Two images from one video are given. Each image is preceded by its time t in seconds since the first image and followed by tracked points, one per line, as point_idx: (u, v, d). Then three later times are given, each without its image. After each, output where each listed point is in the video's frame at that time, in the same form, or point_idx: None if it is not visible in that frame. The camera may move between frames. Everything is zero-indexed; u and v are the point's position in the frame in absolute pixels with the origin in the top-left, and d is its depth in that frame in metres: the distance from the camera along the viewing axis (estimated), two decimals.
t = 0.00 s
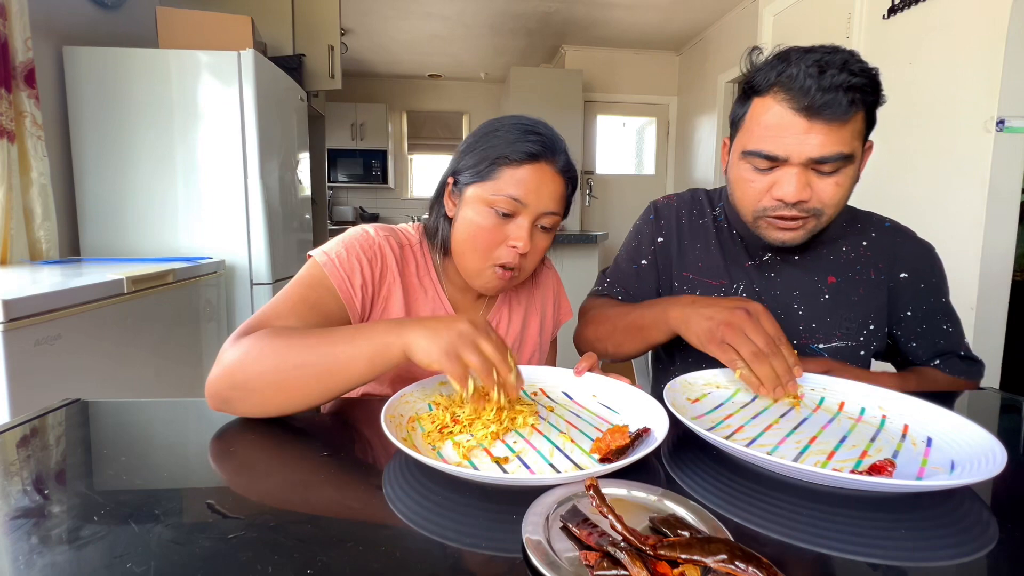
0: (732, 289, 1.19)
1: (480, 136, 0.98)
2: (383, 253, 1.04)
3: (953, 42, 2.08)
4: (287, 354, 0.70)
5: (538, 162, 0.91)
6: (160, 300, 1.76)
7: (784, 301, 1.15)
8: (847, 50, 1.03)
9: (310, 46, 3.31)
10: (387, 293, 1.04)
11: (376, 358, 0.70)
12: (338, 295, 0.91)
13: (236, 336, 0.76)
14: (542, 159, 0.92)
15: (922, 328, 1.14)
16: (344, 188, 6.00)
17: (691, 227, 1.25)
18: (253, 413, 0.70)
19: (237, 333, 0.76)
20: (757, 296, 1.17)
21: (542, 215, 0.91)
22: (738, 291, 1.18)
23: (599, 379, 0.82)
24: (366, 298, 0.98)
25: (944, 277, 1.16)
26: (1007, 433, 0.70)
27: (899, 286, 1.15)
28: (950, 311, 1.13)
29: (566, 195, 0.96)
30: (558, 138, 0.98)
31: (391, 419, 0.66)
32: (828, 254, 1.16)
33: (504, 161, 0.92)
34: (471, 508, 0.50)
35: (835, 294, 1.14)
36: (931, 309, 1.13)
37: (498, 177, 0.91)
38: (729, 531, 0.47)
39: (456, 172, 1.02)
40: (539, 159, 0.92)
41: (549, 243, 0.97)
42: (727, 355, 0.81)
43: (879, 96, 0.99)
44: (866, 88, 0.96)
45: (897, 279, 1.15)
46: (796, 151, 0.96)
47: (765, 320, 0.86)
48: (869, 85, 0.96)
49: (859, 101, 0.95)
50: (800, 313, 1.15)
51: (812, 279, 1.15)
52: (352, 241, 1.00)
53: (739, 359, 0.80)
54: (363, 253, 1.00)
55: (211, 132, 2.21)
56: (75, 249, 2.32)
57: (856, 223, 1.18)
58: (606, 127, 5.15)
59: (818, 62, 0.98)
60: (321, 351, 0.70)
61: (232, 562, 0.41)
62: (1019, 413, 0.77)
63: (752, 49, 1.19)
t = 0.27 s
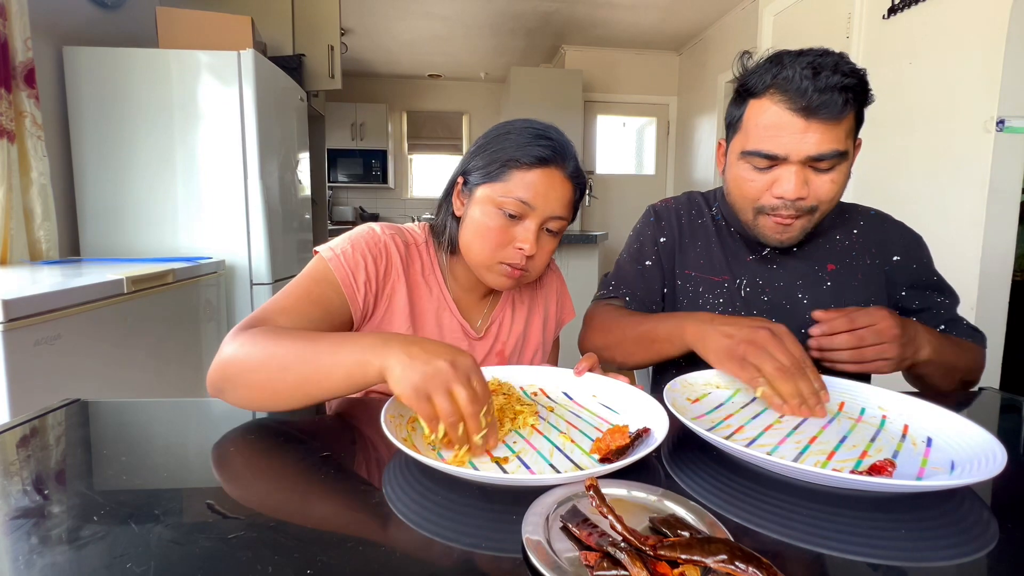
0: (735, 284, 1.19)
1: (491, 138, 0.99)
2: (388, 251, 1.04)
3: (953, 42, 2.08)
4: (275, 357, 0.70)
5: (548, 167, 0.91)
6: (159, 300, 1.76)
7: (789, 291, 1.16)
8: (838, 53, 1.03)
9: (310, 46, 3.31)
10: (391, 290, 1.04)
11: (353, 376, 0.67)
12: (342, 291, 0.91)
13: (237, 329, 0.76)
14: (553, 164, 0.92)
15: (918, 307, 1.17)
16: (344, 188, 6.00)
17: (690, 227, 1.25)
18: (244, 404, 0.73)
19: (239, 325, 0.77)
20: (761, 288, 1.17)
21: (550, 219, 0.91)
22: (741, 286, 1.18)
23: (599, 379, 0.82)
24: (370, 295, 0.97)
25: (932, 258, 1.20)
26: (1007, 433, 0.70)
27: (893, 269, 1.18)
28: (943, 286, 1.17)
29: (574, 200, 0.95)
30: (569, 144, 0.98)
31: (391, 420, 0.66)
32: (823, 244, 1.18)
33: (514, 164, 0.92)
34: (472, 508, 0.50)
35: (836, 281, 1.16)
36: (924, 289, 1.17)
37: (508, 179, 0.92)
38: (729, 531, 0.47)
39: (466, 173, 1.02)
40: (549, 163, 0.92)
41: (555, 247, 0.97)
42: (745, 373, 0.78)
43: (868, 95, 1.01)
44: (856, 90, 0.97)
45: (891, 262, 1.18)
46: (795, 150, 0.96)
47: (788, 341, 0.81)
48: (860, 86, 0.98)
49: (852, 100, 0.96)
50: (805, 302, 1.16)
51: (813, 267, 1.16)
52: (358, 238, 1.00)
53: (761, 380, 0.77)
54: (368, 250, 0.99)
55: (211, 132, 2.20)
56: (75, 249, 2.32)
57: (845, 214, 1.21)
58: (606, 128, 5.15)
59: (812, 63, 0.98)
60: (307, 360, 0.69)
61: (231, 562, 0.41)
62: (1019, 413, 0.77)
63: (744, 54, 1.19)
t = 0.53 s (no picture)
0: (730, 281, 1.19)
1: (494, 141, 0.99)
2: (398, 246, 1.04)
3: (953, 42, 2.08)
4: (336, 353, 0.67)
5: (551, 170, 0.92)
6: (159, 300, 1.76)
7: (784, 290, 1.15)
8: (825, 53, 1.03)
9: (310, 46, 3.31)
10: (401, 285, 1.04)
11: (428, 370, 0.66)
12: (365, 282, 0.91)
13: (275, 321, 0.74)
14: (555, 167, 0.92)
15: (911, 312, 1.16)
16: (344, 188, 6.00)
17: (688, 225, 1.25)
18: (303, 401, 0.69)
19: (276, 320, 0.74)
20: (755, 286, 1.17)
21: (552, 221, 0.91)
22: (736, 283, 1.18)
23: (600, 379, 0.82)
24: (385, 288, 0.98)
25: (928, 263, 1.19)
26: (1007, 433, 0.70)
27: (890, 271, 1.17)
28: (937, 297, 1.16)
29: (575, 202, 0.96)
30: (569, 147, 0.99)
31: (391, 419, 0.66)
32: (821, 244, 1.17)
33: (517, 167, 0.92)
34: (471, 508, 0.50)
35: (831, 282, 1.15)
36: (920, 293, 1.16)
37: (511, 182, 0.91)
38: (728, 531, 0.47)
39: (469, 176, 1.02)
40: (552, 166, 0.92)
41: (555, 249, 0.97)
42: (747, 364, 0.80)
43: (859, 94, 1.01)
44: (847, 91, 0.97)
45: (889, 264, 1.17)
46: (787, 152, 0.96)
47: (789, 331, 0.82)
48: (851, 86, 0.97)
49: (843, 102, 0.96)
50: (799, 301, 1.15)
51: (809, 267, 1.16)
52: (369, 232, 1.00)
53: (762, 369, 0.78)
54: (380, 245, 1.00)
55: (211, 132, 2.20)
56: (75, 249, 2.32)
57: (845, 214, 1.19)
58: (606, 127, 5.15)
59: (802, 66, 0.98)
60: (375, 352, 0.67)
61: (231, 562, 0.41)
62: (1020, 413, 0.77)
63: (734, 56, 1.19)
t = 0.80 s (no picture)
0: (732, 283, 1.18)
1: (489, 142, 0.98)
2: (405, 241, 1.05)
3: (953, 42, 2.08)
4: (368, 341, 0.71)
5: (547, 171, 0.92)
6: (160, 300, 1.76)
7: (787, 292, 1.15)
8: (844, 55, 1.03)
9: (309, 46, 3.31)
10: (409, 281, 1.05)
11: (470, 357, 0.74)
12: (381, 276, 0.93)
13: (297, 313, 0.76)
14: (551, 168, 0.92)
15: (912, 315, 1.16)
16: (343, 188, 6.00)
17: (687, 226, 1.25)
18: (337, 386, 0.73)
19: (304, 305, 0.77)
20: (758, 288, 1.17)
21: (549, 221, 0.92)
22: (738, 286, 1.18)
23: (600, 380, 0.82)
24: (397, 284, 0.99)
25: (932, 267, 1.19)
26: (1007, 433, 0.70)
27: (893, 274, 1.17)
28: (938, 301, 1.15)
29: (572, 202, 0.96)
30: (564, 146, 0.98)
31: (390, 419, 0.66)
32: (826, 246, 1.17)
33: (513, 168, 0.92)
34: (468, 507, 0.50)
35: (836, 284, 1.15)
36: (923, 297, 1.15)
37: (506, 183, 0.91)
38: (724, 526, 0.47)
39: (465, 176, 1.01)
40: (547, 167, 0.92)
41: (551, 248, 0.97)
42: (712, 355, 0.85)
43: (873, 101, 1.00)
44: (862, 95, 0.97)
45: (892, 267, 1.17)
46: (797, 156, 0.96)
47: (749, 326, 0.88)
48: (866, 91, 0.97)
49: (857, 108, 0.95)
50: (803, 303, 1.15)
51: (813, 269, 1.16)
52: (380, 226, 1.01)
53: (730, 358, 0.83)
54: (390, 240, 1.00)
55: (211, 132, 2.20)
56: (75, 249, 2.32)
57: (850, 216, 1.20)
58: (606, 127, 5.15)
59: (818, 68, 0.98)
60: (420, 339, 0.73)
61: (231, 562, 0.41)
62: (1019, 413, 0.77)
63: (749, 50, 1.18)
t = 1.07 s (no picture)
0: (735, 284, 1.19)
1: (483, 140, 0.98)
2: (387, 248, 1.05)
3: (953, 42, 2.08)
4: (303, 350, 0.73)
5: (540, 168, 0.92)
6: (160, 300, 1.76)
7: (790, 293, 1.16)
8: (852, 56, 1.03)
9: (309, 46, 3.31)
10: (390, 288, 1.04)
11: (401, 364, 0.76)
12: (346, 285, 0.93)
13: (245, 319, 0.79)
14: (544, 165, 0.92)
15: (916, 319, 1.15)
16: (343, 188, 6.00)
17: (692, 226, 1.25)
18: (280, 395, 0.74)
19: (253, 310, 0.79)
20: (762, 289, 1.17)
21: (543, 218, 0.92)
22: (741, 287, 1.18)
23: (600, 379, 0.82)
24: (371, 291, 0.98)
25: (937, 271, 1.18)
26: (1007, 433, 0.70)
27: (897, 277, 1.17)
28: (942, 305, 1.15)
29: (567, 199, 0.96)
30: (560, 144, 0.98)
31: (390, 419, 0.66)
32: (830, 248, 1.17)
33: (507, 166, 0.92)
34: (468, 508, 0.50)
35: (840, 286, 1.15)
36: (928, 301, 1.15)
37: (500, 181, 0.91)
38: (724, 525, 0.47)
39: (459, 174, 1.01)
40: (541, 164, 0.92)
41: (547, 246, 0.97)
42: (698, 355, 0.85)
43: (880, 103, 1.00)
44: (867, 97, 0.97)
45: (897, 271, 1.17)
46: (799, 156, 0.96)
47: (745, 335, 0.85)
48: (871, 92, 0.97)
49: (862, 109, 0.95)
50: (806, 305, 1.15)
51: (816, 271, 1.16)
52: (357, 235, 1.01)
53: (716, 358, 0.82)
54: (368, 247, 1.00)
55: (211, 132, 2.20)
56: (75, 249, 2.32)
57: (856, 218, 1.20)
58: (606, 127, 5.15)
59: (824, 68, 0.98)
60: (353, 348, 0.75)
61: (231, 562, 0.41)
62: (1019, 413, 0.77)
63: (759, 48, 1.18)
